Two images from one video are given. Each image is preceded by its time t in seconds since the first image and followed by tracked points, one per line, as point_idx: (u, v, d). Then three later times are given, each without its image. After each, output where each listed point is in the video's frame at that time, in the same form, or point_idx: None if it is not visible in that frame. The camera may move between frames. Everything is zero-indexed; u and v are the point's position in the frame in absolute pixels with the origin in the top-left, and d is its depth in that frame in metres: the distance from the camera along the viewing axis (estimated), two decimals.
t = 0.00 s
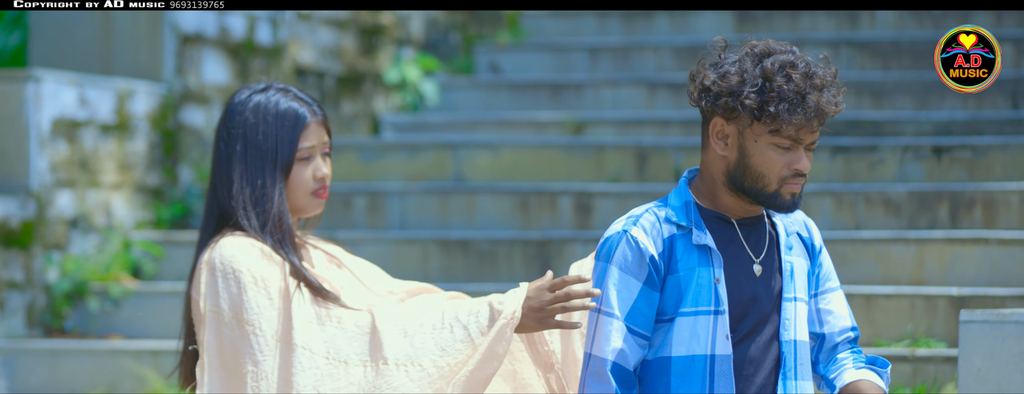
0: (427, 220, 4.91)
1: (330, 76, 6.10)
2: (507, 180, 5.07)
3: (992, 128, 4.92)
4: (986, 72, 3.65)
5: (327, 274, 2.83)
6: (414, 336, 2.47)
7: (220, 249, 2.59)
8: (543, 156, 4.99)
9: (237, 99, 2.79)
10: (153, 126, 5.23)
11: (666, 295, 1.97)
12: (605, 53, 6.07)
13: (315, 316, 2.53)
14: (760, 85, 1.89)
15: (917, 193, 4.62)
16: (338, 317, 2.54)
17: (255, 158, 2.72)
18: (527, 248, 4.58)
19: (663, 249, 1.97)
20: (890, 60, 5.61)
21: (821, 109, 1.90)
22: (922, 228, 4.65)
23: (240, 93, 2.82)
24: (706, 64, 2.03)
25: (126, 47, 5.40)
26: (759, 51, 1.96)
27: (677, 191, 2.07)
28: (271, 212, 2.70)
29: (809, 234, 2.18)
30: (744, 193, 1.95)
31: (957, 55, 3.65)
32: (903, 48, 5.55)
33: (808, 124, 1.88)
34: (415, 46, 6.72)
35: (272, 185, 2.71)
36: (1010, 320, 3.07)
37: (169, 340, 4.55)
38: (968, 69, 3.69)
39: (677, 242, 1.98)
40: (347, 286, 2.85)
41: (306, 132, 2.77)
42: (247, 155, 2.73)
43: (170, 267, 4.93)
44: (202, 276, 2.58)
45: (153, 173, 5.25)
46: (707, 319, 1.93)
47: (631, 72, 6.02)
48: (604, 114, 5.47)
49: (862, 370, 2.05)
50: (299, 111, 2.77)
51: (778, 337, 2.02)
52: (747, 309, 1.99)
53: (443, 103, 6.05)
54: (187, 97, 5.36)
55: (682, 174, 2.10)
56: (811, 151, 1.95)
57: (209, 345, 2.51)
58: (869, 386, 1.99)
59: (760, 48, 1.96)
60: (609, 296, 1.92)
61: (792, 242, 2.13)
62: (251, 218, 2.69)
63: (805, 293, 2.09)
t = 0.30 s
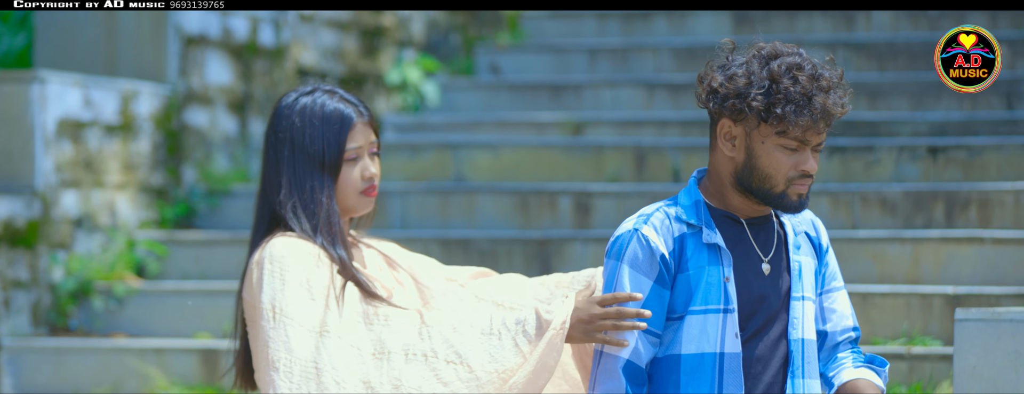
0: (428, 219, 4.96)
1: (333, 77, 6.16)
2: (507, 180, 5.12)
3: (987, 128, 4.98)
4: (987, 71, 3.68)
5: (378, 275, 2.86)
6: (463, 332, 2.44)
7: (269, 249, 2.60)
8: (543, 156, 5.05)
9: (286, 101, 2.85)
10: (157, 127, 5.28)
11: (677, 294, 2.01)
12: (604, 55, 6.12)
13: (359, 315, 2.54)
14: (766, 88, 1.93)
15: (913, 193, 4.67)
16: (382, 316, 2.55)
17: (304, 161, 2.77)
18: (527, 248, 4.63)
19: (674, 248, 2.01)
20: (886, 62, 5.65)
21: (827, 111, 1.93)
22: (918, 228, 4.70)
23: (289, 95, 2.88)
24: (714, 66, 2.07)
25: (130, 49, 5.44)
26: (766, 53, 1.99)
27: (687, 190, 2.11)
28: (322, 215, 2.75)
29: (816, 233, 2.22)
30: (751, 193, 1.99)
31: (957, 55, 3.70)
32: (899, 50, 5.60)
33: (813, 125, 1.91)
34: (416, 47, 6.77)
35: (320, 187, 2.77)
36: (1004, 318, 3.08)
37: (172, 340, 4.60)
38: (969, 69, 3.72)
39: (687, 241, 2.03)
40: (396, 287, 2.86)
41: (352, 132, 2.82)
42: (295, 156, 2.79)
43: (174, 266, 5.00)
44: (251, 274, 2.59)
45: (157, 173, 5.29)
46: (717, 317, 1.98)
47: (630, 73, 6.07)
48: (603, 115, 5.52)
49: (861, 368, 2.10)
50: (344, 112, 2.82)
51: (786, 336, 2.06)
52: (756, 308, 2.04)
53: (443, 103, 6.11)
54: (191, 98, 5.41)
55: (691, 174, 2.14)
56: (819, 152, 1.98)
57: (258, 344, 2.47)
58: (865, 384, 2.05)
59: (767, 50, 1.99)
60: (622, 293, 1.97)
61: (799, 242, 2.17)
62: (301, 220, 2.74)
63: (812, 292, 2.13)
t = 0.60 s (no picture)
0: (425, 218, 5.05)
1: (331, 79, 6.26)
2: (503, 179, 5.21)
3: (974, 128, 5.06)
4: (987, 71, 3.61)
5: (422, 270, 2.82)
6: (483, 347, 2.42)
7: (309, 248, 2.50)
8: (538, 156, 5.14)
9: (326, 99, 2.78)
10: (158, 127, 5.36)
11: (678, 297, 2.04)
12: (598, 56, 6.20)
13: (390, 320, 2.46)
14: (760, 89, 1.94)
15: (902, 192, 4.76)
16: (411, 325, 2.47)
17: (348, 158, 2.69)
18: (522, 246, 4.72)
19: (674, 251, 2.05)
20: (875, 63, 5.74)
21: (822, 114, 1.92)
22: (906, 226, 4.78)
23: (328, 93, 2.81)
24: (718, 68, 2.08)
25: (132, 50, 5.52)
26: (766, 56, 2.00)
27: (688, 193, 2.13)
28: (368, 209, 2.67)
29: (815, 234, 2.23)
30: (746, 194, 1.99)
31: (957, 55, 3.61)
32: (888, 51, 5.69)
33: (806, 127, 1.91)
34: (413, 49, 6.88)
35: (366, 181, 2.69)
36: (993, 315, 3.06)
37: (173, 337, 4.70)
38: (968, 69, 3.65)
39: (688, 245, 2.05)
40: (441, 282, 2.83)
41: (392, 126, 2.73)
42: (338, 154, 2.71)
43: (175, 264, 5.08)
44: (293, 270, 2.49)
45: (159, 172, 5.36)
46: (716, 319, 2.01)
47: (624, 74, 6.16)
48: (597, 115, 5.61)
49: (852, 365, 2.14)
50: (383, 106, 2.73)
51: (786, 336, 2.09)
52: (755, 310, 2.06)
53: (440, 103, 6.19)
54: (192, 99, 5.49)
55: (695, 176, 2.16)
56: (815, 156, 1.96)
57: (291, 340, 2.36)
58: (856, 380, 2.09)
59: (767, 53, 2.00)
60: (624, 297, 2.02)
61: (799, 243, 2.18)
62: (345, 216, 2.66)
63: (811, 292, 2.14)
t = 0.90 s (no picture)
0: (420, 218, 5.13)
1: (328, 81, 6.34)
2: (496, 180, 5.30)
3: (960, 130, 5.15)
4: (987, 71, 3.83)
5: (443, 270, 2.86)
6: (478, 361, 2.44)
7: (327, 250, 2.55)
8: (532, 156, 5.21)
9: (349, 100, 2.78)
10: (157, 128, 5.44)
11: (670, 298, 2.14)
12: (591, 58, 6.28)
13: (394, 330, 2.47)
14: (705, 89, 2.06)
15: (888, 192, 4.84)
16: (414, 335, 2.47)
17: (371, 157, 2.71)
18: (515, 245, 4.79)
19: (667, 253, 2.15)
20: (862, 65, 5.83)
21: (750, 109, 1.95)
22: (893, 226, 4.86)
23: (352, 93, 2.82)
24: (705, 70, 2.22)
25: (132, 52, 5.60)
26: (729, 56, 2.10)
27: (685, 195, 2.22)
28: (386, 207, 2.70)
29: (815, 238, 2.29)
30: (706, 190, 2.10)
31: (957, 55, 3.86)
32: (875, 54, 5.79)
33: (734, 123, 1.97)
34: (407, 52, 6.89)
35: (383, 181, 2.71)
36: (978, 313, 3.15)
37: (172, 336, 4.78)
38: (968, 69, 3.89)
39: (681, 247, 2.15)
40: (463, 281, 2.86)
41: (415, 125, 2.74)
42: (361, 153, 2.73)
43: (173, 263, 5.16)
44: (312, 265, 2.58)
45: (157, 173, 5.43)
46: (707, 320, 2.09)
47: (616, 76, 6.23)
48: (589, 117, 5.69)
49: (844, 364, 2.22)
50: (406, 105, 2.74)
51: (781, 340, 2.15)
52: (747, 313, 2.14)
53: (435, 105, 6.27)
54: (190, 101, 5.57)
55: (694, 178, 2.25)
56: (763, 152, 1.98)
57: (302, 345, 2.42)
58: (847, 379, 2.17)
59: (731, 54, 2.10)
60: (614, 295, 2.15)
61: (796, 247, 2.24)
62: (365, 216, 2.70)
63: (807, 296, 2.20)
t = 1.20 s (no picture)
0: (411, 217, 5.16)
1: (320, 81, 6.37)
2: (488, 180, 5.33)
3: (948, 131, 5.18)
4: (987, 71, 3.87)
5: (452, 269, 2.92)
6: (464, 368, 2.40)
7: (331, 252, 2.60)
8: (523, 156, 5.25)
9: (360, 100, 2.84)
10: (151, 129, 5.47)
11: (649, 299, 2.17)
12: (582, 60, 6.32)
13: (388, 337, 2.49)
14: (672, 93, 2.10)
15: (877, 193, 4.86)
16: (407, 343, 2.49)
17: (378, 156, 2.78)
18: (506, 245, 4.82)
19: (646, 255, 2.18)
20: (851, 67, 5.87)
21: (709, 112, 1.99)
22: (882, 226, 4.89)
23: (362, 94, 2.88)
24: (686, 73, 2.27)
25: (125, 53, 5.63)
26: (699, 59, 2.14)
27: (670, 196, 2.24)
28: (392, 207, 2.75)
29: (810, 237, 2.28)
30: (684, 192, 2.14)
31: (957, 54, 3.89)
32: (864, 55, 5.83)
33: (697, 125, 2.01)
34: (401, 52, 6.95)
35: (390, 180, 2.77)
36: (966, 313, 3.17)
37: (165, 335, 4.81)
38: (968, 69, 3.92)
39: (660, 249, 2.17)
40: (473, 278, 2.92)
41: (423, 124, 2.79)
42: (371, 153, 2.79)
43: (166, 263, 5.19)
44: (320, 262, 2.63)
45: (151, 173, 5.46)
46: (684, 322, 2.11)
47: (607, 77, 6.27)
48: (579, 117, 5.72)
49: (842, 358, 2.21)
50: (414, 105, 2.79)
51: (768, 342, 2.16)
52: (729, 316, 2.15)
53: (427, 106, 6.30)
54: (183, 102, 5.60)
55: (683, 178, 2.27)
56: (730, 153, 2.01)
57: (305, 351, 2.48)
58: (842, 374, 2.18)
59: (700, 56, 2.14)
60: (592, 297, 2.19)
61: (786, 247, 2.24)
62: (372, 215, 2.76)
63: (798, 296, 2.20)
